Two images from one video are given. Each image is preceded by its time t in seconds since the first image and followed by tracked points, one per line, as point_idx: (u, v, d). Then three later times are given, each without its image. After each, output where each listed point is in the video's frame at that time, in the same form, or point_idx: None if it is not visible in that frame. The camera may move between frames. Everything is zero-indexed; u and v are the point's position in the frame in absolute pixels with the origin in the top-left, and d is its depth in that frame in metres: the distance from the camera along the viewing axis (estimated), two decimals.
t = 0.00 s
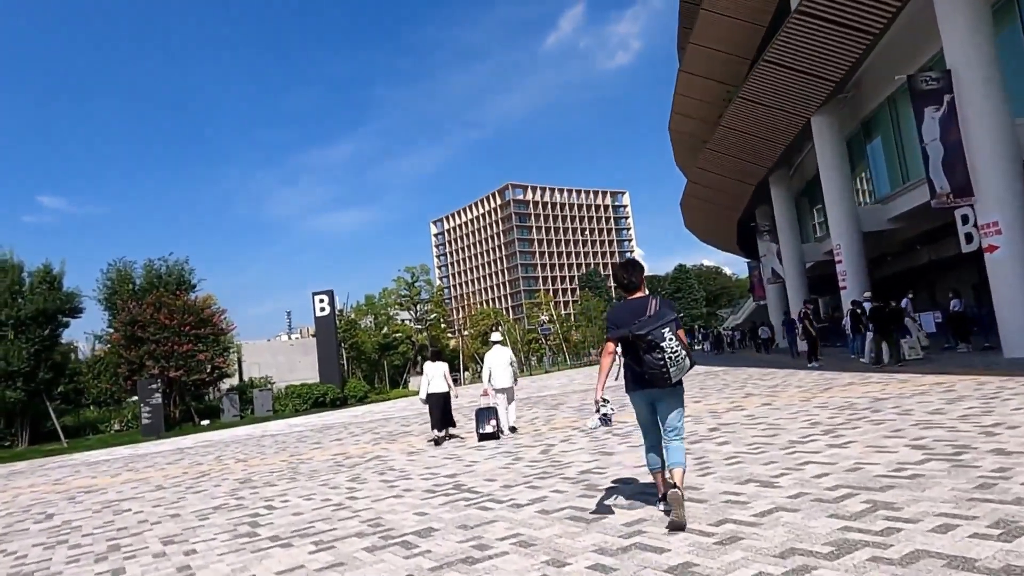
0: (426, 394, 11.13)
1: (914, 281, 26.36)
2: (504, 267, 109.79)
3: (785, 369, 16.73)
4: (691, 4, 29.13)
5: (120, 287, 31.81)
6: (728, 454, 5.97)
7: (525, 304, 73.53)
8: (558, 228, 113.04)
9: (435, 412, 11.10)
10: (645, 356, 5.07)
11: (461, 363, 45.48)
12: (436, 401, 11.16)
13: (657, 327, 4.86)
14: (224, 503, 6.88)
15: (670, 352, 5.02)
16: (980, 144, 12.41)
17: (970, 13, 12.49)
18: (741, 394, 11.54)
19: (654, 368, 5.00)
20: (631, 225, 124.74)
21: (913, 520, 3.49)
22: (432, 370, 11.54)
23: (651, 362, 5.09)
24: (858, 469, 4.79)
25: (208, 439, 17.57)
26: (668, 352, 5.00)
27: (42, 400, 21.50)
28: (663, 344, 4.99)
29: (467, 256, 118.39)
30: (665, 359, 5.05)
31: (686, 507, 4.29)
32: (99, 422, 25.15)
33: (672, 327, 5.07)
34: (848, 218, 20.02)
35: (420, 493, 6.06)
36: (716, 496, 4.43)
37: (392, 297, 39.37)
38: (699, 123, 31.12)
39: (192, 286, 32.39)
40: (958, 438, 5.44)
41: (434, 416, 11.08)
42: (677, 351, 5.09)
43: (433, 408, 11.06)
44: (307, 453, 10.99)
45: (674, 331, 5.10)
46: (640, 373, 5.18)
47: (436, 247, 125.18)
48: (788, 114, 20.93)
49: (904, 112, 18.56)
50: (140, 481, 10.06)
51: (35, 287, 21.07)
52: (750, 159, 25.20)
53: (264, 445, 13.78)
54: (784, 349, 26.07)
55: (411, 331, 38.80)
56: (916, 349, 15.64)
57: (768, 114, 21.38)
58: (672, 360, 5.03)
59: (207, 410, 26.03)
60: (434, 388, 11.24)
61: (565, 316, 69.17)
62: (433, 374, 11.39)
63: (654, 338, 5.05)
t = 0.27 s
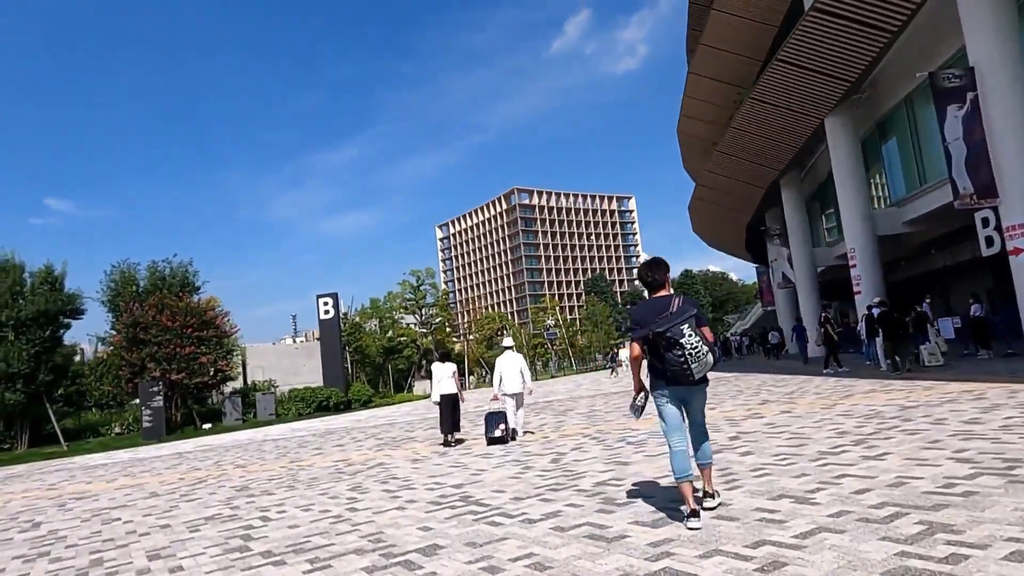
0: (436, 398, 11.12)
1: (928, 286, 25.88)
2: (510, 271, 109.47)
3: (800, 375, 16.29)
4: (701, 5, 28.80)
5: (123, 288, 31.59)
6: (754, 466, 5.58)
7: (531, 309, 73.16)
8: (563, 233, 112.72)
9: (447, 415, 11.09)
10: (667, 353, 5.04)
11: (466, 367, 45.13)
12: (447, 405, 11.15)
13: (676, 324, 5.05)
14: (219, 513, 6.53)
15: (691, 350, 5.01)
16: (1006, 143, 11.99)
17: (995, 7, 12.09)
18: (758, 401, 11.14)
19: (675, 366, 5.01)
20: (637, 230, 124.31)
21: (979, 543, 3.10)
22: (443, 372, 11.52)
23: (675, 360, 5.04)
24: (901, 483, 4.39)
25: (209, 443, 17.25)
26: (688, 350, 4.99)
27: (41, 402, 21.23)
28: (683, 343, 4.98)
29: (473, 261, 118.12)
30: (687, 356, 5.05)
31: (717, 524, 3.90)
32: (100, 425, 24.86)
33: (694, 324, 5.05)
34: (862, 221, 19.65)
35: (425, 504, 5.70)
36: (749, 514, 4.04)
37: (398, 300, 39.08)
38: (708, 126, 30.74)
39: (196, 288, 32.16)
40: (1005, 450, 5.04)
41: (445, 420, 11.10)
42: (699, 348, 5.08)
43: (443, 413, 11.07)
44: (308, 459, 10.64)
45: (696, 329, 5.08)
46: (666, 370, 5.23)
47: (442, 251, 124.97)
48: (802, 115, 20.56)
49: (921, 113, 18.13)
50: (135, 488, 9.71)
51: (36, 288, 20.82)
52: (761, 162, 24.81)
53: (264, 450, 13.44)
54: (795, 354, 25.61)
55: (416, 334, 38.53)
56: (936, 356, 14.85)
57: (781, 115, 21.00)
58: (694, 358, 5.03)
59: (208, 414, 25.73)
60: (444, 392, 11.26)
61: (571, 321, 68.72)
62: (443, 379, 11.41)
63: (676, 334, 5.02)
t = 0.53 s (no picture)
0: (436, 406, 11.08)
1: (936, 293, 25.49)
2: (511, 276, 109.14)
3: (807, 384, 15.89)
4: (705, 9, 28.54)
5: (120, 291, 31.24)
6: (772, 485, 5.21)
7: (532, 314, 72.77)
8: (564, 238, 112.43)
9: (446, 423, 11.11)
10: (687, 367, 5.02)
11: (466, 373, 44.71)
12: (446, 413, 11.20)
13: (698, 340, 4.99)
14: (201, 529, 6.16)
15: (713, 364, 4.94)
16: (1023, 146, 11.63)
17: (1012, 7, 11.74)
18: (767, 411, 10.75)
19: (696, 381, 4.95)
20: (638, 236, 124.02)
21: None
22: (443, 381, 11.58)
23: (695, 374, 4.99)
24: (939, 508, 4.02)
25: (202, 450, 16.86)
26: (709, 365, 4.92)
27: (33, 406, 20.83)
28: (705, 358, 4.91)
29: (474, 265, 117.80)
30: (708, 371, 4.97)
31: (742, 555, 3.53)
32: (93, 430, 24.44)
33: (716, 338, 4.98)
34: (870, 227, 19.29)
35: (420, 523, 5.33)
36: (775, 542, 3.67)
37: (397, 305, 38.73)
38: (712, 131, 30.44)
39: (194, 292, 31.79)
40: None
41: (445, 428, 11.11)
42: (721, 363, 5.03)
43: (443, 421, 11.05)
44: (301, 468, 10.26)
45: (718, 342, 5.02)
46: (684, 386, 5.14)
47: (442, 256, 124.67)
48: (809, 119, 20.26)
49: (931, 117, 17.79)
50: (119, 498, 9.33)
51: (29, 290, 20.45)
52: (766, 167, 24.49)
53: (257, 459, 13.05)
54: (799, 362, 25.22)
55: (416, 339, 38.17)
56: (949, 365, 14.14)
57: (788, 119, 20.71)
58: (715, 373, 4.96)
59: (204, 420, 25.32)
60: (444, 399, 11.20)
61: (572, 326, 68.32)
62: (443, 387, 11.34)
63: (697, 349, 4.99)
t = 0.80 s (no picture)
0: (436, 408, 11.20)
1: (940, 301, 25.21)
2: (509, 281, 108.87)
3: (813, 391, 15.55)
4: (708, 12, 28.33)
5: (114, 291, 30.86)
6: (792, 497, 4.88)
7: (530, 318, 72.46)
8: (563, 243, 112.22)
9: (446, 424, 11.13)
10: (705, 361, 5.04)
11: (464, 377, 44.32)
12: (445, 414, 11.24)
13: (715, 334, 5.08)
14: (183, 538, 5.80)
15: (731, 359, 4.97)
16: None
17: None
18: (775, 418, 10.45)
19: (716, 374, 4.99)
20: (637, 242, 123.89)
21: None
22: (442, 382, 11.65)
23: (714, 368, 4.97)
24: (982, 525, 3.69)
25: (193, 453, 16.50)
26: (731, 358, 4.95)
27: (22, 406, 20.42)
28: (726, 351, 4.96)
29: (472, 269, 117.48)
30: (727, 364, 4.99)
31: None
32: (83, 431, 24.03)
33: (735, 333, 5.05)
34: (876, 232, 19.00)
35: (416, 534, 4.98)
36: (808, 562, 3.32)
37: (395, 308, 38.41)
38: (715, 136, 30.19)
39: (189, 292, 31.43)
40: None
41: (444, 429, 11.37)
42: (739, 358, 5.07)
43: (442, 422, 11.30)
44: (292, 473, 9.90)
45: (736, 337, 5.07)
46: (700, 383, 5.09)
47: (441, 260, 124.34)
48: (814, 122, 20.02)
49: (941, 122, 17.52)
50: (101, 502, 8.95)
51: (21, 288, 20.09)
52: (770, 171, 24.23)
53: (248, 462, 12.68)
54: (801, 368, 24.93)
55: (413, 343, 37.84)
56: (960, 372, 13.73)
57: (793, 123, 20.46)
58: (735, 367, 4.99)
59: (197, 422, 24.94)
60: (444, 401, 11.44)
61: (571, 331, 67.99)
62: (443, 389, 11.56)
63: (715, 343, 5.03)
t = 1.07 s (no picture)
0: (437, 414, 11.52)
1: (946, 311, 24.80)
2: (508, 285, 108.46)
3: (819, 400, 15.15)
4: (714, 16, 28.06)
5: (107, 288, 30.41)
6: (822, 522, 4.46)
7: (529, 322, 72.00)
8: (562, 247, 111.86)
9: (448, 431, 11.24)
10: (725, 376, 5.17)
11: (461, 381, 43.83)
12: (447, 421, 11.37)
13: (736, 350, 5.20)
14: (160, 554, 5.38)
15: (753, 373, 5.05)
16: None
17: None
18: (786, 430, 10.07)
19: (736, 389, 5.08)
20: (636, 247, 123.56)
21: None
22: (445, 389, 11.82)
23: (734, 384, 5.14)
24: None
25: (184, 456, 16.07)
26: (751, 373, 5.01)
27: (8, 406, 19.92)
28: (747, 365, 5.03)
29: (471, 272, 117.05)
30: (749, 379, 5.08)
31: None
32: (72, 432, 23.51)
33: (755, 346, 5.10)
34: (884, 239, 18.63)
35: (411, 556, 4.57)
36: None
37: (393, 310, 37.97)
38: (719, 142, 29.89)
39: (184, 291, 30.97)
40: None
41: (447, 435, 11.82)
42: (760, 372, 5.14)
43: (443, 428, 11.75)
44: (283, 481, 9.49)
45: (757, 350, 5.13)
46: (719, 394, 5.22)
47: (439, 263, 123.91)
48: (822, 128, 19.70)
49: (952, 129, 17.20)
50: (80, 510, 8.52)
51: (10, 284, 19.63)
52: (774, 177, 23.90)
53: (238, 467, 12.25)
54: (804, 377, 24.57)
55: (410, 345, 37.38)
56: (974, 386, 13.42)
57: (799, 128, 20.14)
58: (756, 381, 5.08)
59: (188, 423, 24.43)
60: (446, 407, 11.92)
61: (570, 336, 67.52)
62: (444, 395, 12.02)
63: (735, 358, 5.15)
